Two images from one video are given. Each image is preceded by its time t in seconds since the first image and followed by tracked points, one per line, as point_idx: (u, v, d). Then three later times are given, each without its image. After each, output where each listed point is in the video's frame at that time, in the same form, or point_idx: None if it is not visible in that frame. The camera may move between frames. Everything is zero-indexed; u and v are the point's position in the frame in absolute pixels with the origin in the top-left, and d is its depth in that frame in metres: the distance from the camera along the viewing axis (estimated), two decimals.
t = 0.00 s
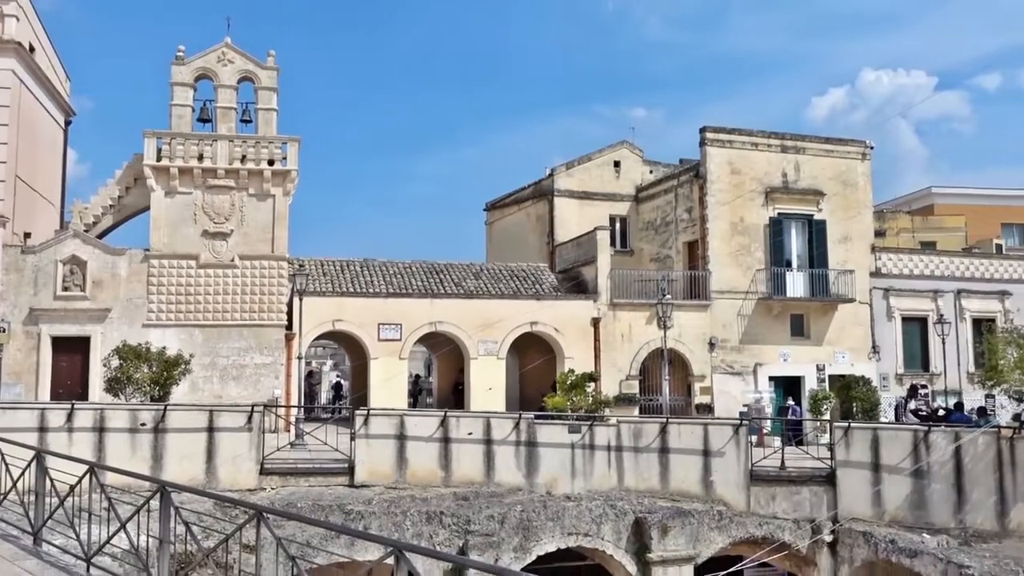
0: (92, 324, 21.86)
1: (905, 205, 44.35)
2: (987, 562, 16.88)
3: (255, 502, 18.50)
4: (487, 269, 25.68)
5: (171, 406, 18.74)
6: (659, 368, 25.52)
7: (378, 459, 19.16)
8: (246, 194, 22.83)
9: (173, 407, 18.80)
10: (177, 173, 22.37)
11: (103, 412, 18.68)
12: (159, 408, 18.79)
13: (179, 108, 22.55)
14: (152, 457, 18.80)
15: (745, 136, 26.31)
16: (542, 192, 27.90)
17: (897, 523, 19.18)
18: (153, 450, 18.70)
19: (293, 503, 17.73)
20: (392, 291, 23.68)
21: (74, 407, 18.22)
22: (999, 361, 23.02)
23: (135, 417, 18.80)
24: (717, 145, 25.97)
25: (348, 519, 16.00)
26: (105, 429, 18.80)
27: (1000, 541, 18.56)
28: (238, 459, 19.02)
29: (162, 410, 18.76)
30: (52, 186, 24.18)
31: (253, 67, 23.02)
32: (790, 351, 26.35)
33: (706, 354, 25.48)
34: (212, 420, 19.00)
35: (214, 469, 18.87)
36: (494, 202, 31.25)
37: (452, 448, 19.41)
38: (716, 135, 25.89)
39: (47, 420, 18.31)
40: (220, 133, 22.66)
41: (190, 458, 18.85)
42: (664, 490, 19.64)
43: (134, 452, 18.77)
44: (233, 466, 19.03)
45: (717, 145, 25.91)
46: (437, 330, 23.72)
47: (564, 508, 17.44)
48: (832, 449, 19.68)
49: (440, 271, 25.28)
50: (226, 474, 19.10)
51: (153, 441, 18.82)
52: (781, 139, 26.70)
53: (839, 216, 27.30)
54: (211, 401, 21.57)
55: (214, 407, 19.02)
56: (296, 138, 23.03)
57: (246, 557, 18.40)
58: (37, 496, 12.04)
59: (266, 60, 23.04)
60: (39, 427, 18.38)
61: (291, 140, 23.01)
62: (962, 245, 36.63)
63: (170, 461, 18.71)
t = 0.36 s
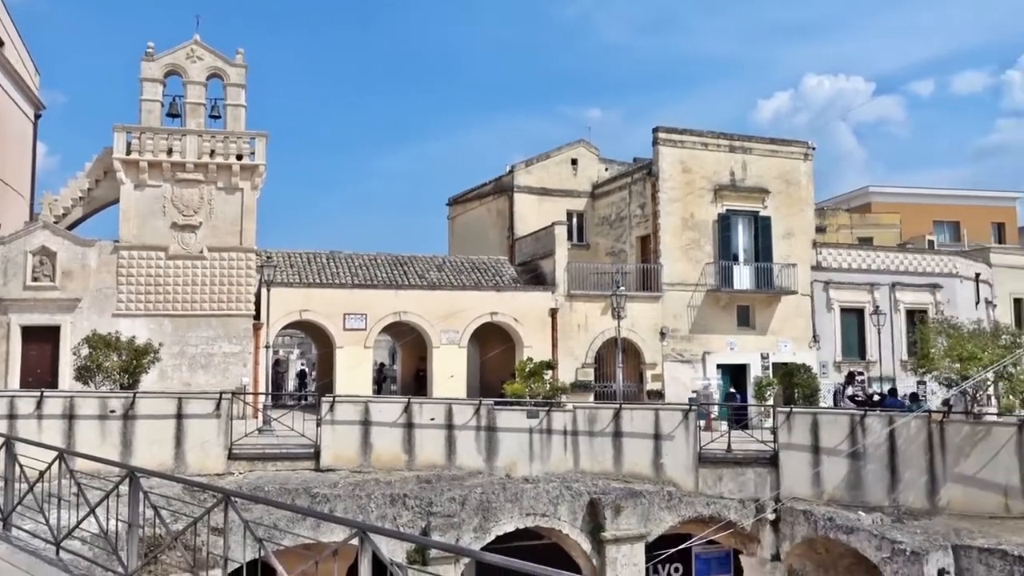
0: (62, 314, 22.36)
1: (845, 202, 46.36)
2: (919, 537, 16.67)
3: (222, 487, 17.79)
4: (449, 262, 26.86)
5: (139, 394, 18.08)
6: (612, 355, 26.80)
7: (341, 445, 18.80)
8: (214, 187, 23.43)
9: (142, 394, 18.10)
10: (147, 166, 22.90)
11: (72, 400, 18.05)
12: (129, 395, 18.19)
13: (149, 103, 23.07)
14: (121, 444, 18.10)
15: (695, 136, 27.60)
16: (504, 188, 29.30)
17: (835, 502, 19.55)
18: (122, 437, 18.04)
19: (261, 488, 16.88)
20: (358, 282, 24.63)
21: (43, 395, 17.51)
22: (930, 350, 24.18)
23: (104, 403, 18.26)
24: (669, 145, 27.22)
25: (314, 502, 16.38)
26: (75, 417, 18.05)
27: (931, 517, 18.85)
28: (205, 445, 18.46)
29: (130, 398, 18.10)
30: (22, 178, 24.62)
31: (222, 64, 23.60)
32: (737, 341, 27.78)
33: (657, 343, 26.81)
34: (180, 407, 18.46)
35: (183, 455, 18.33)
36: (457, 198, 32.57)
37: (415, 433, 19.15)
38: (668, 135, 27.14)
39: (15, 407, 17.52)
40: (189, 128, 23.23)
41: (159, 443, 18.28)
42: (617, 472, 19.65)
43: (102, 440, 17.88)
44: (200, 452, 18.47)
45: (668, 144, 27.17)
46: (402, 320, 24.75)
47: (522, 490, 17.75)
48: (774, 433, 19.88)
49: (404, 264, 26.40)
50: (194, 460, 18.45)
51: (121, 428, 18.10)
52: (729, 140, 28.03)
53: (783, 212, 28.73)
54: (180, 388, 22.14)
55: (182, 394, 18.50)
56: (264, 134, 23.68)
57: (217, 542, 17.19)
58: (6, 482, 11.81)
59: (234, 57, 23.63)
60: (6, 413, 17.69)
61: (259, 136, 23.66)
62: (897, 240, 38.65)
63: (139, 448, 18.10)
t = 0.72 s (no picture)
0: (27, 303, 22.33)
1: (800, 196, 47.41)
2: (870, 519, 17.33)
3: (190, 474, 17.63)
4: (415, 253, 27.34)
5: (106, 382, 17.96)
6: (576, 345, 27.40)
7: (310, 433, 19.06)
8: (181, 177, 23.49)
9: (109, 383, 17.98)
10: (113, 156, 22.90)
11: (37, 389, 17.63)
12: (94, 383, 17.93)
13: (115, 92, 23.08)
14: (87, 433, 17.85)
15: (657, 131, 28.18)
16: (469, 180, 29.87)
17: (789, 487, 20.20)
18: (89, 425, 17.84)
19: (226, 475, 17.08)
20: (325, 272, 24.97)
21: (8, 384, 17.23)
22: (882, 339, 25.01)
23: (69, 392, 17.94)
24: (631, 139, 27.77)
25: (281, 490, 16.63)
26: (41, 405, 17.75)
27: (881, 501, 19.57)
28: (173, 433, 18.42)
29: (97, 386, 17.95)
30: None
31: (188, 54, 23.67)
32: (697, 331, 28.50)
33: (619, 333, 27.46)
34: (147, 396, 18.32)
35: (150, 444, 18.25)
36: (422, 189, 33.01)
37: (382, 422, 19.42)
38: (631, 129, 27.70)
39: None
40: (156, 118, 23.27)
41: (126, 432, 18.15)
42: (580, 459, 20.13)
43: (69, 429, 17.68)
44: (168, 441, 18.42)
45: (631, 138, 27.71)
46: (368, 310, 25.16)
47: (487, 476, 18.20)
48: (731, 419, 20.49)
49: (371, 254, 26.83)
50: (161, 450, 18.36)
51: (88, 417, 17.85)
52: (691, 134, 28.64)
53: (741, 205, 29.46)
54: (147, 377, 22.22)
55: (149, 382, 18.36)
56: (231, 124, 23.79)
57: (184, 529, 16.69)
58: None
59: (201, 47, 23.71)
60: None
61: (226, 126, 23.78)
62: (850, 233, 39.76)
63: (106, 436, 17.94)
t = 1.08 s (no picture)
0: None
1: (766, 187, 47.83)
2: (832, 505, 17.58)
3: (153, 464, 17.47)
4: (382, 241, 27.27)
5: (66, 372, 17.65)
6: (544, 334, 27.72)
7: (276, 423, 18.94)
8: (144, 163, 23.17)
9: (69, 372, 17.67)
10: (73, 140, 22.50)
11: None
12: (54, 372, 17.66)
13: (75, 76, 22.70)
14: (47, 423, 17.57)
15: (626, 120, 28.28)
16: (438, 168, 29.82)
17: (754, 474, 20.33)
18: (48, 416, 17.55)
19: (191, 465, 16.91)
20: (292, 260, 24.82)
21: None
22: (845, 329, 25.39)
23: (28, 382, 17.64)
24: (600, 128, 27.84)
25: (246, 480, 16.54)
26: None
27: (843, 488, 19.81)
28: (135, 422, 18.21)
29: (57, 376, 17.63)
30: None
31: (151, 38, 23.33)
32: (664, 320, 28.72)
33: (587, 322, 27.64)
34: (109, 386, 18.08)
35: (112, 434, 18.04)
36: (390, 177, 32.90)
37: (349, 411, 19.35)
38: (599, 118, 27.75)
39: None
40: (117, 103, 22.92)
41: (87, 421, 17.90)
42: (547, 447, 20.19)
43: (28, 419, 17.38)
44: (130, 431, 18.21)
45: (599, 127, 27.77)
46: (335, 299, 25.08)
47: (455, 465, 18.20)
48: (698, 408, 20.61)
49: (338, 242, 26.73)
50: (123, 440, 18.15)
51: (48, 407, 17.56)
52: (658, 124, 28.77)
53: (709, 195, 29.67)
54: (109, 367, 21.92)
55: (111, 371, 18.13)
56: (194, 110, 23.50)
57: (147, 521, 16.53)
58: None
59: (163, 31, 23.38)
60: None
61: (190, 112, 23.48)
62: (814, 224, 40.23)
63: (66, 426, 17.67)
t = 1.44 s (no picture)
0: None
1: (732, 176, 48.23)
2: (794, 490, 17.82)
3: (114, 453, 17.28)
4: (348, 228, 27.16)
5: (24, 360, 17.40)
6: (511, 322, 27.87)
7: (241, 410, 18.85)
8: (104, 148, 22.82)
9: (27, 361, 17.43)
10: (30, 124, 22.12)
11: None
12: (12, 360, 17.42)
13: (32, 58, 22.29)
14: (5, 412, 17.32)
15: (594, 109, 28.34)
16: (405, 155, 29.72)
17: (718, 460, 20.51)
18: (6, 404, 17.30)
19: (154, 454, 16.73)
20: (256, 247, 24.63)
21: None
22: (807, 316, 25.79)
23: None
24: (568, 116, 27.89)
25: (210, 468, 16.43)
26: None
27: (804, 472, 20.02)
28: (96, 410, 18.01)
29: (15, 364, 17.44)
30: None
31: (111, 20, 22.94)
32: (630, 308, 28.91)
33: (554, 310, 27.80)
34: (69, 374, 17.84)
35: (73, 423, 17.83)
36: (357, 163, 32.77)
37: (315, 398, 19.29)
38: (567, 106, 27.79)
39: None
40: (77, 86, 22.54)
41: (46, 410, 17.66)
42: (514, 434, 20.27)
43: None
44: (91, 420, 18.00)
45: (567, 115, 27.82)
46: (301, 286, 24.96)
47: (422, 453, 18.21)
48: (663, 394, 20.62)
49: (304, 229, 26.58)
50: (84, 429, 17.94)
51: (6, 396, 17.29)
52: (626, 113, 28.86)
53: (675, 184, 29.86)
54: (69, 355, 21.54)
55: (70, 359, 17.90)
56: (156, 94, 23.17)
57: (109, 511, 16.34)
58: None
59: (124, 13, 23.00)
60: None
61: (151, 96, 23.14)
62: (779, 213, 40.65)
63: (24, 415, 17.42)
